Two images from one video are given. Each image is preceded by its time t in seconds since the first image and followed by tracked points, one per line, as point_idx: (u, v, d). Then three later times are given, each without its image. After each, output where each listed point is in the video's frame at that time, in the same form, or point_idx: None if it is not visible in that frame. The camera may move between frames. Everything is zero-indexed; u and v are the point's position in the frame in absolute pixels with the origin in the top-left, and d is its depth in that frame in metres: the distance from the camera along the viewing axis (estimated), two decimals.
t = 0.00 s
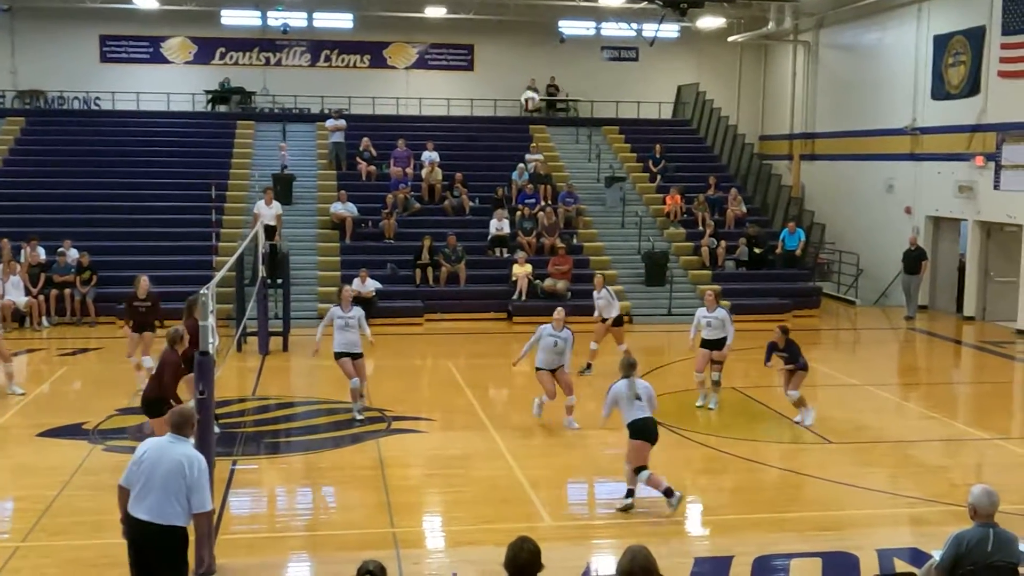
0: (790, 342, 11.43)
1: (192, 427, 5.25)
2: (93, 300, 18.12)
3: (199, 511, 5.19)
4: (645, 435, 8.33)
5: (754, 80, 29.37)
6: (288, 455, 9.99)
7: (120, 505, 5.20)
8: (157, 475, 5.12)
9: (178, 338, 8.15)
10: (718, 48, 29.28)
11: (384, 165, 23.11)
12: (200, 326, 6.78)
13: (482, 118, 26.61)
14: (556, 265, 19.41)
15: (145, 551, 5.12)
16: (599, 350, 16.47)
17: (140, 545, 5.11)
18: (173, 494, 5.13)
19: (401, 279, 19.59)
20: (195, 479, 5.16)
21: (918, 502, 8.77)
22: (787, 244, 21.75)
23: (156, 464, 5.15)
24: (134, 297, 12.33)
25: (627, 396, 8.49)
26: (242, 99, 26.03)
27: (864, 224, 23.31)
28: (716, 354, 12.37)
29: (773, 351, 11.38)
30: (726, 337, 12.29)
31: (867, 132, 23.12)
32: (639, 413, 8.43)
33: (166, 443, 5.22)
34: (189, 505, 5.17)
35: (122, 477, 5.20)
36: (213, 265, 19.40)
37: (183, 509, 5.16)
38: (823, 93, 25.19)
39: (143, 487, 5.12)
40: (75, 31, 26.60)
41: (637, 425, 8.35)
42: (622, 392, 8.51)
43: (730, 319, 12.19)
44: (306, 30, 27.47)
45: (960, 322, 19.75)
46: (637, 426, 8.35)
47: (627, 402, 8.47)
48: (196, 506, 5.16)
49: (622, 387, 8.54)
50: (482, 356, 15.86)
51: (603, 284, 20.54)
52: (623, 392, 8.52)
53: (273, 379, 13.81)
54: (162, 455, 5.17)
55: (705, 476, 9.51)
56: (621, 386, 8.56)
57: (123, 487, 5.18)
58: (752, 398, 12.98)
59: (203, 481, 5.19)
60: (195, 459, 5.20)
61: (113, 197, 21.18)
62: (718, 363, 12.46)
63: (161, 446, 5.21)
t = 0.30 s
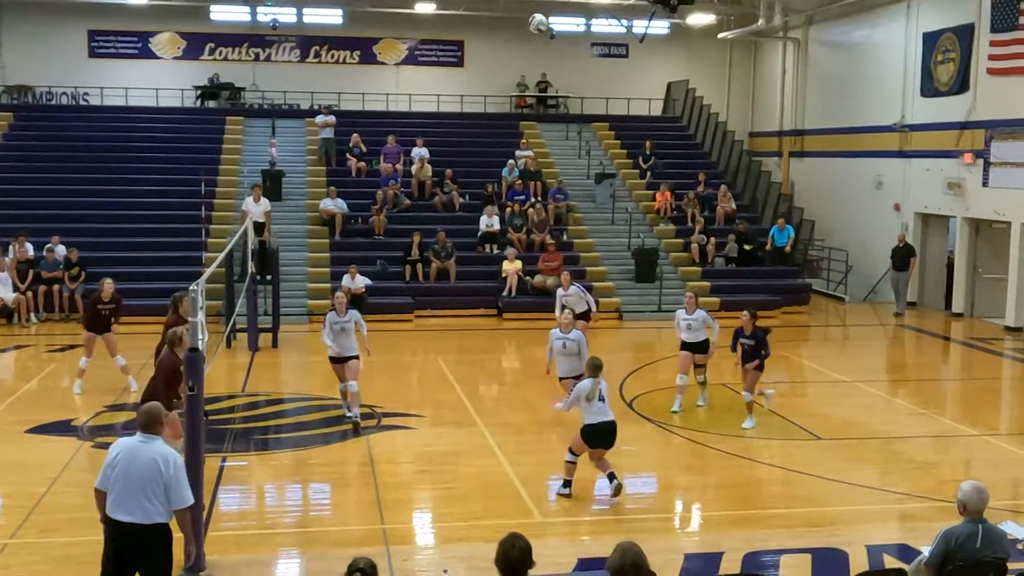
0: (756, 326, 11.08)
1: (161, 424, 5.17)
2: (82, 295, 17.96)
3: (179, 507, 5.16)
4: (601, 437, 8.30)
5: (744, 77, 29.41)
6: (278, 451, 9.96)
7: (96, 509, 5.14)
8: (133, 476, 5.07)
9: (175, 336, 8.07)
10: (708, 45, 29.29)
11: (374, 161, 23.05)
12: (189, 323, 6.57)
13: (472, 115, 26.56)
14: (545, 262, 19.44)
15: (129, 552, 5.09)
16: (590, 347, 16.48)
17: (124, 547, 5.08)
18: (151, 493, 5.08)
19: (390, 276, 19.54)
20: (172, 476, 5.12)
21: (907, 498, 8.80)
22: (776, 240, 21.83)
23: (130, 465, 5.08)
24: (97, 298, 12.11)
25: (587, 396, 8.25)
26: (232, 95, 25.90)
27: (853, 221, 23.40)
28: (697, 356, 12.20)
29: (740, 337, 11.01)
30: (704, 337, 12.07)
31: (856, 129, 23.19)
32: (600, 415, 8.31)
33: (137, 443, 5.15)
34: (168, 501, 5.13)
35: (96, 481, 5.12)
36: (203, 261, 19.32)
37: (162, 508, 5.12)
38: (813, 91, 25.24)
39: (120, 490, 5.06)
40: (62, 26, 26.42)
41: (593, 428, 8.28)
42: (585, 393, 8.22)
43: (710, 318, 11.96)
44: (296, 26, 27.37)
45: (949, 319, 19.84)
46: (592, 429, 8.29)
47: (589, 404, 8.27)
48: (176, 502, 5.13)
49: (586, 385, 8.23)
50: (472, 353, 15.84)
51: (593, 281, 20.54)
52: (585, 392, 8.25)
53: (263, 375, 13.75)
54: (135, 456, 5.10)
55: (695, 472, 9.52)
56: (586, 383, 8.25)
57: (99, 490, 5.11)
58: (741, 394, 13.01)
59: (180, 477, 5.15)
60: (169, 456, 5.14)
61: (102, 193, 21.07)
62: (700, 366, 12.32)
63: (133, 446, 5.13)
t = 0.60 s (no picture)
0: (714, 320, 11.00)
1: (122, 421, 5.11)
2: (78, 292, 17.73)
3: (149, 501, 5.14)
4: (586, 433, 8.28)
5: (738, 73, 29.41)
6: (271, 448, 9.93)
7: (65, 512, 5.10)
8: (100, 476, 5.02)
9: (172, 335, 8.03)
10: (702, 41, 29.28)
11: (367, 157, 23.00)
12: (182, 319, 6.53)
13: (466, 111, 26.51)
14: (539, 257, 19.38)
15: (105, 551, 5.07)
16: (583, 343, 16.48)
17: (98, 547, 5.06)
18: (121, 491, 5.05)
19: (384, 272, 19.49)
20: (139, 472, 5.09)
21: (900, 493, 8.82)
22: (770, 237, 21.90)
23: (95, 465, 5.03)
24: (73, 296, 11.96)
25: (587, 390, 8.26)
26: (225, 90, 25.80)
27: (847, 217, 23.43)
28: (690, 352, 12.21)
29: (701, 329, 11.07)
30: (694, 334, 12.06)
31: (850, 125, 23.21)
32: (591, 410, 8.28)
33: (99, 442, 5.09)
34: (138, 497, 5.10)
35: (63, 485, 5.07)
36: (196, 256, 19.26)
37: (133, 504, 5.09)
38: (807, 87, 25.26)
39: (88, 492, 5.02)
40: (54, 21, 26.27)
41: (579, 421, 8.25)
42: (580, 386, 8.21)
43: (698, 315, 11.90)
44: (290, 21, 27.29)
45: (942, 315, 19.87)
46: (581, 423, 8.26)
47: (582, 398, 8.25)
48: (146, 497, 5.10)
49: (581, 378, 8.22)
50: (466, 348, 15.82)
51: (587, 276, 20.53)
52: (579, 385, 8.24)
53: (256, 371, 13.72)
54: (100, 456, 5.05)
55: (688, 468, 9.52)
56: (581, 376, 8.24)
57: (66, 495, 5.06)
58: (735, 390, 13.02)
59: (147, 472, 5.12)
60: (134, 452, 5.10)
61: (94, 188, 20.98)
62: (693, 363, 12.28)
63: (95, 447, 5.07)
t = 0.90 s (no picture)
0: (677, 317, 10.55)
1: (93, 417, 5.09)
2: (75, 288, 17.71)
3: (128, 494, 5.15)
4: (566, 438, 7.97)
5: (736, 69, 29.40)
6: (269, 444, 9.92)
7: (41, 514, 5.05)
8: (79, 473, 5.00)
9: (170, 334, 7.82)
10: (700, 37, 29.26)
11: (365, 153, 22.98)
12: (179, 315, 6.49)
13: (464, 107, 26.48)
14: (538, 254, 19.39)
15: (88, 547, 5.07)
16: (581, 339, 16.48)
17: (82, 544, 5.06)
18: (100, 487, 5.05)
19: (382, 268, 19.48)
20: (117, 466, 5.10)
21: (897, 490, 8.83)
22: (768, 233, 21.89)
23: (72, 463, 5.01)
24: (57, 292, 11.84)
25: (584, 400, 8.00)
26: (222, 86, 25.76)
27: (844, 213, 23.44)
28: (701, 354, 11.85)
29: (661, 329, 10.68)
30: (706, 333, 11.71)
31: (848, 121, 23.20)
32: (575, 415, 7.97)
33: (73, 440, 5.06)
34: (116, 491, 5.11)
35: (37, 486, 5.01)
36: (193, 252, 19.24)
37: (112, 499, 5.10)
38: (805, 83, 25.25)
39: (68, 490, 5.00)
40: (51, 17, 26.19)
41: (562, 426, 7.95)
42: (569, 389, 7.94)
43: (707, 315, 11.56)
44: (288, 17, 27.21)
45: (939, 311, 19.89)
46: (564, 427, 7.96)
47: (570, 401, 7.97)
48: (124, 491, 5.12)
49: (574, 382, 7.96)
50: (463, 345, 15.82)
51: (585, 273, 20.52)
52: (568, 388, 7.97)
53: (254, 367, 13.70)
54: (76, 453, 5.03)
55: (686, 464, 9.52)
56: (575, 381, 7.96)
57: (42, 495, 5.01)
58: (733, 386, 13.02)
59: (124, 466, 5.13)
60: (110, 447, 5.10)
61: (91, 184, 20.93)
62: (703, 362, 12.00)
63: (70, 445, 5.04)
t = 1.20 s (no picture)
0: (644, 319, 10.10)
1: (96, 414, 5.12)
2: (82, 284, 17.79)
3: (131, 490, 5.18)
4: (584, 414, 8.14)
5: (742, 66, 29.32)
6: (274, 440, 9.95)
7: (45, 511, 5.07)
8: (83, 469, 5.02)
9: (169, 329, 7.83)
10: (706, 33, 29.19)
11: (371, 149, 22.99)
12: (185, 312, 6.48)
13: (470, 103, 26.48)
14: (543, 251, 19.48)
15: (91, 543, 5.09)
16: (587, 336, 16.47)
17: (85, 540, 5.07)
18: (105, 482, 5.07)
19: (387, 264, 19.51)
20: (121, 461, 5.13)
21: (903, 488, 8.81)
22: (773, 230, 21.75)
23: (76, 458, 5.04)
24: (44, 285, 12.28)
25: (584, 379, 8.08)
26: (228, 83, 25.78)
27: (851, 210, 23.38)
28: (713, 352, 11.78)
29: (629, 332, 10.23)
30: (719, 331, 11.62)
31: (854, 118, 23.13)
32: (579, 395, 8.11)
33: (76, 436, 5.09)
34: (120, 486, 5.14)
35: (41, 484, 5.03)
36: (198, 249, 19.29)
37: (116, 494, 5.12)
38: (811, 80, 25.18)
39: (72, 487, 5.01)
40: (58, 13, 26.25)
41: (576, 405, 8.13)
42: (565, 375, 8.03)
43: (719, 314, 11.49)
44: (293, 13, 27.16)
45: (946, 309, 19.84)
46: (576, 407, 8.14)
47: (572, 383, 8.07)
48: (128, 486, 5.14)
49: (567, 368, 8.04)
50: (468, 342, 15.83)
51: (590, 269, 20.52)
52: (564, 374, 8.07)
53: (259, 364, 13.74)
54: (80, 449, 5.06)
55: (691, 462, 9.52)
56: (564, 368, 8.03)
57: (46, 493, 5.03)
58: (738, 384, 13.00)
59: (128, 462, 5.16)
60: (113, 442, 5.14)
61: (97, 181, 20.98)
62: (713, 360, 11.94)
63: (73, 442, 5.07)
